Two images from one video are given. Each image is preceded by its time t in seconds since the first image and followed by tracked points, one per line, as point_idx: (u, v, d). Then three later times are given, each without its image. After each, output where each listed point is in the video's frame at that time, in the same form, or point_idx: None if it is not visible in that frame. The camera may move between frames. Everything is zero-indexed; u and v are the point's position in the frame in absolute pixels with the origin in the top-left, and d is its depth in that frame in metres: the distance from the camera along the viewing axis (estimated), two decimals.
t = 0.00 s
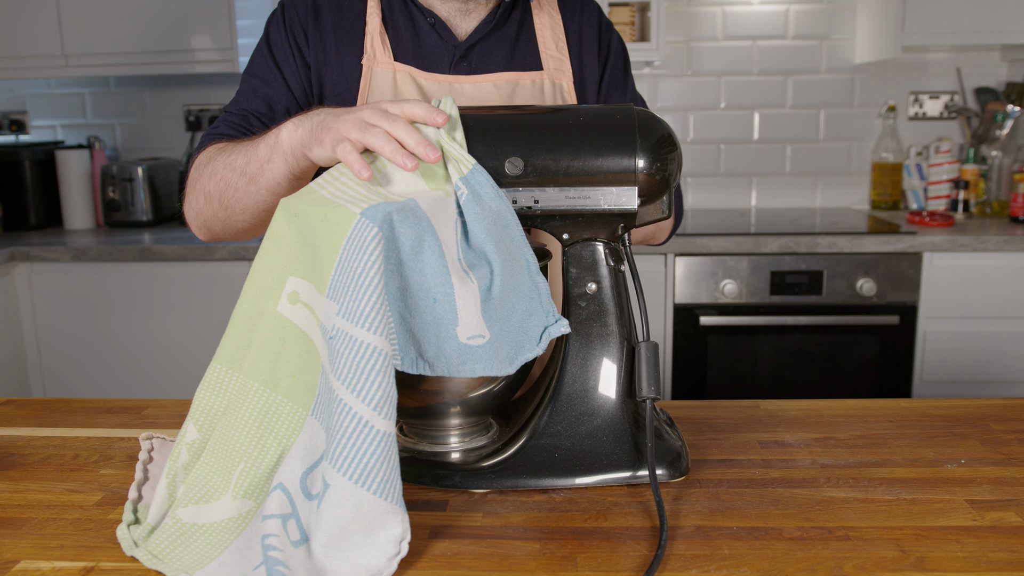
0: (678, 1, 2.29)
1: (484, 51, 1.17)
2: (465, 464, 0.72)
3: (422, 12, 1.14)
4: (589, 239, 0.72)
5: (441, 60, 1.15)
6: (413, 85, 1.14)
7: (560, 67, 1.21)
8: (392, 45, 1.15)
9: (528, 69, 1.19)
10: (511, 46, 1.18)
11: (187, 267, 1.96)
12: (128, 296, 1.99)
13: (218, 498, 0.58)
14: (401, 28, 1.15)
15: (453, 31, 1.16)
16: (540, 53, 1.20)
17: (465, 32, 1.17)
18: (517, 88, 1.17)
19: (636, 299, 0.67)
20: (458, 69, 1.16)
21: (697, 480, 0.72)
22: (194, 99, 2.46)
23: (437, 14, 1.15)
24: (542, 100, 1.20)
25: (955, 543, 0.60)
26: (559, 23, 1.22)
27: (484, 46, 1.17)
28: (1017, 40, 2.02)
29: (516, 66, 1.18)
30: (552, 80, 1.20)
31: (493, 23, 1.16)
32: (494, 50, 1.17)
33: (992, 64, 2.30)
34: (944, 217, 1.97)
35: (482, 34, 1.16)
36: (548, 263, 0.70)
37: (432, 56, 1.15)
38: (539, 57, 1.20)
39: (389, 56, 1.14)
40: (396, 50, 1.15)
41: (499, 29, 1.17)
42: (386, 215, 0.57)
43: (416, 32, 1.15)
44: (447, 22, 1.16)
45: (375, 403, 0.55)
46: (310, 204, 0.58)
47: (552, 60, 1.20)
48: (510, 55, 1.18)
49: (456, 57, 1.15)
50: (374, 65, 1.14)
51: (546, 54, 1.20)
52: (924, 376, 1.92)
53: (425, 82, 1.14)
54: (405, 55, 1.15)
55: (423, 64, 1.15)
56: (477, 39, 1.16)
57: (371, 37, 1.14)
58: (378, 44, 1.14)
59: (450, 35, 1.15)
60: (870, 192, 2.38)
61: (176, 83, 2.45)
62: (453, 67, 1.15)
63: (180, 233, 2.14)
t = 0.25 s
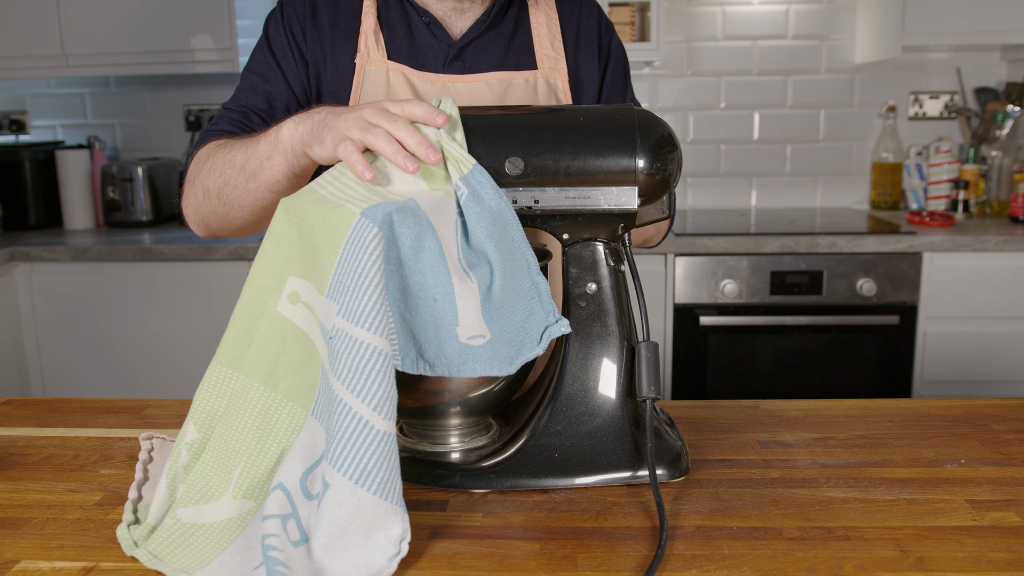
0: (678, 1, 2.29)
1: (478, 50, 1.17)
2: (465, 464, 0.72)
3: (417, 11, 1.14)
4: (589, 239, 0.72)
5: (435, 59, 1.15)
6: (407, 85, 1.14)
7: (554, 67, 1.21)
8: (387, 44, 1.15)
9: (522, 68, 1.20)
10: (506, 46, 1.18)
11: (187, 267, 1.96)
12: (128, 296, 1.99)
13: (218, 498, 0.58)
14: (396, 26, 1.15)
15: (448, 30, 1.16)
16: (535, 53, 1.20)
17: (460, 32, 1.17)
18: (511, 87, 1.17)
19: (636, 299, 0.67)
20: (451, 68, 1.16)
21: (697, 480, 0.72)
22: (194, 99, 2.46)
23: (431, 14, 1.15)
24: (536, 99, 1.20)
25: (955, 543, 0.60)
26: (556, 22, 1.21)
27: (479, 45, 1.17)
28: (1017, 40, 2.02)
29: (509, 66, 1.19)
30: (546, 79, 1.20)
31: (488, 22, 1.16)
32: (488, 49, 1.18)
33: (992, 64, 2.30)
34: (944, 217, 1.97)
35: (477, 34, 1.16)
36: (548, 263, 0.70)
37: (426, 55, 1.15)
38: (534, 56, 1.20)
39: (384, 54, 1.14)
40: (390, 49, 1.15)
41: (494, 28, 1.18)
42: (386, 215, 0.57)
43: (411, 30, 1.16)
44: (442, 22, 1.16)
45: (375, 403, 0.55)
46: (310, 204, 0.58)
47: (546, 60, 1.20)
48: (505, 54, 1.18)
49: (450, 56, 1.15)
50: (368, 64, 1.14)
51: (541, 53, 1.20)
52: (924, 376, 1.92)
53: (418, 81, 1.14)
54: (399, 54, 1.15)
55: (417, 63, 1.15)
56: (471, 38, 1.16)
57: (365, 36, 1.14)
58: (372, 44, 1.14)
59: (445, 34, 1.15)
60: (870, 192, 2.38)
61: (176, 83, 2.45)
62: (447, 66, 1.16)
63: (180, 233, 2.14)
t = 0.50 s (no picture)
0: (678, 1, 2.29)
1: (483, 50, 1.17)
2: (465, 464, 0.72)
3: (422, 10, 1.14)
4: (589, 239, 0.72)
5: (440, 60, 1.15)
6: (411, 85, 1.13)
7: (559, 67, 1.20)
8: (391, 44, 1.15)
9: (527, 68, 1.19)
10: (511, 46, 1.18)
11: (187, 267, 1.96)
12: (128, 296, 1.99)
13: (218, 498, 0.58)
14: (400, 25, 1.15)
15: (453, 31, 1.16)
16: (540, 53, 1.20)
17: (465, 32, 1.17)
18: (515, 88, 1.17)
19: (636, 299, 0.67)
20: (456, 69, 1.16)
21: (697, 480, 0.72)
22: (194, 99, 2.46)
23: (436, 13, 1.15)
24: (540, 100, 1.19)
25: (955, 543, 0.60)
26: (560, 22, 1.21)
27: (483, 45, 1.17)
28: (1017, 40, 2.02)
29: (514, 65, 1.18)
30: (551, 80, 1.19)
31: (493, 22, 1.16)
32: (492, 49, 1.17)
33: (992, 64, 2.30)
34: (943, 217, 1.97)
35: (482, 34, 1.16)
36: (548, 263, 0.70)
37: (430, 55, 1.15)
38: (539, 56, 1.20)
39: (388, 55, 1.14)
40: (395, 49, 1.15)
41: (499, 28, 1.17)
42: (386, 215, 0.57)
43: (416, 30, 1.15)
44: (447, 22, 1.16)
45: (375, 403, 0.55)
46: (310, 204, 0.58)
47: (551, 60, 1.20)
48: (509, 55, 1.18)
49: (454, 56, 1.15)
50: (373, 63, 1.14)
51: (546, 54, 1.20)
52: (924, 376, 1.92)
53: (423, 81, 1.14)
54: (404, 54, 1.15)
55: (422, 63, 1.15)
56: (475, 38, 1.16)
57: (370, 36, 1.14)
58: (377, 43, 1.14)
59: (449, 34, 1.15)
60: (870, 192, 2.38)
61: (175, 83, 2.45)
62: (451, 66, 1.16)
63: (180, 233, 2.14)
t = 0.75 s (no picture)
0: (678, 1, 2.29)
1: (490, 52, 1.17)
2: (465, 464, 0.72)
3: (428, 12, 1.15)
4: (589, 239, 0.72)
5: (447, 61, 1.16)
6: (417, 86, 1.13)
7: (568, 71, 1.20)
8: (397, 45, 1.15)
9: (535, 72, 1.20)
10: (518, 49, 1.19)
11: (187, 267, 1.96)
12: (128, 296, 1.99)
13: (218, 498, 0.58)
14: (407, 25, 1.15)
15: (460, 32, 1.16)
16: (548, 57, 1.20)
17: (472, 34, 1.18)
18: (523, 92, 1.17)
19: (636, 299, 0.67)
20: (463, 70, 1.16)
21: (697, 480, 0.72)
22: (194, 99, 2.46)
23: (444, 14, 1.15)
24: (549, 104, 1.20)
25: (956, 543, 0.60)
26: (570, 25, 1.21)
27: (491, 47, 1.17)
28: (1017, 40, 2.02)
29: (521, 70, 1.18)
30: (559, 84, 1.20)
31: (500, 24, 1.16)
32: (500, 53, 1.18)
33: (992, 64, 2.30)
34: (943, 217, 1.97)
35: (489, 36, 1.16)
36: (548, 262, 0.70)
37: (437, 56, 1.16)
38: (546, 60, 1.20)
39: (395, 56, 1.14)
40: (401, 50, 1.15)
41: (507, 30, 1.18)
42: (386, 215, 0.57)
43: (422, 31, 1.16)
44: (454, 23, 1.17)
45: (375, 402, 0.55)
46: (310, 204, 0.58)
47: (559, 64, 1.20)
48: (517, 58, 1.18)
49: (462, 58, 1.16)
50: (379, 64, 1.14)
51: (554, 58, 1.20)
52: (924, 376, 1.92)
53: (429, 82, 1.14)
54: (411, 55, 1.15)
55: (429, 64, 1.15)
56: (483, 40, 1.16)
57: (376, 36, 1.14)
58: (384, 44, 1.13)
59: (456, 36, 1.15)
60: (870, 192, 2.38)
61: (175, 82, 2.45)
62: (458, 68, 1.16)
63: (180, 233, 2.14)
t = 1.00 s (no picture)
0: (678, 1, 2.29)
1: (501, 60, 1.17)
2: (465, 464, 0.72)
3: (439, 16, 1.14)
4: (589, 239, 0.72)
5: (458, 68, 1.15)
6: (426, 90, 1.13)
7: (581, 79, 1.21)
8: (407, 50, 1.15)
9: (547, 81, 1.20)
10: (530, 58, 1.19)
11: (187, 267, 1.96)
12: (128, 296, 1.99)
13: (218, 498, 0.58)
14: (417, 31, 1.15)
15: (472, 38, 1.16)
16: (561, 65, 1.20)
17: (484, 41, 1.17)
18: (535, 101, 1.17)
19: (636, 299, 0.67)
20: (474, 78, 1.16)
21: (697, 480, 0.72)
22: (194, 99, 2.46)
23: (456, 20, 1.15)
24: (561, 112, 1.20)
25: (955, 543, 0.60)
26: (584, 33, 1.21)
27: (502, 55, 1.17)
28: (1017, 40, 2.02)
29: (534, 78, 1.19)
30: (572, 93, 1.20)
31: (512, 32, 1.16)
32: (512, 60, 1.18)
33: (992, 64, 2.30)
34: (943, 217, 1.97)
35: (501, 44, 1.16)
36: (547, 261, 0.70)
37: (448, 62, 1.15)
38: (559, 69, 1.20)
39: (405, 62, 1.13)
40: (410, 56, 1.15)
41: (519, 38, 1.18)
42: (386, 215, 0.57)
43: (433, 36, 1.15)
44: (465, 29, 1.16)
45: (375, 403, 0.55)
46: (310, 204, 0.58)
47: (572, 72, 1.20)
48: (529, 66, 1.19)
49: (473, 65, 1.15)
50: (388, 69, 1.13)
51: (566, 66, 1.20)
52: (924, 376, 1.92)
53: (440, 87, 1.13)
54: (420, 61, 1.15)
55: (439, 70, 1.15)
56: (494, 48, 1.16)
57: (386, 40, 1.13)
58: (394, 48, 1.13)
59: (467, 42, 1.15)
60: (870, 192, 2.38)
61: (176, 82, 2.45)
62: (470, 75, 1.16)
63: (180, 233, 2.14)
